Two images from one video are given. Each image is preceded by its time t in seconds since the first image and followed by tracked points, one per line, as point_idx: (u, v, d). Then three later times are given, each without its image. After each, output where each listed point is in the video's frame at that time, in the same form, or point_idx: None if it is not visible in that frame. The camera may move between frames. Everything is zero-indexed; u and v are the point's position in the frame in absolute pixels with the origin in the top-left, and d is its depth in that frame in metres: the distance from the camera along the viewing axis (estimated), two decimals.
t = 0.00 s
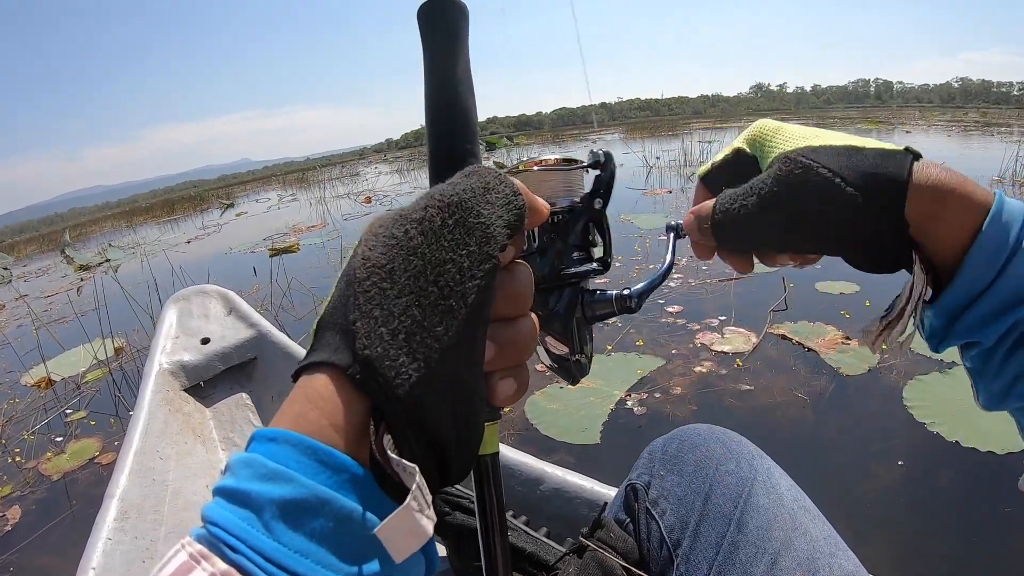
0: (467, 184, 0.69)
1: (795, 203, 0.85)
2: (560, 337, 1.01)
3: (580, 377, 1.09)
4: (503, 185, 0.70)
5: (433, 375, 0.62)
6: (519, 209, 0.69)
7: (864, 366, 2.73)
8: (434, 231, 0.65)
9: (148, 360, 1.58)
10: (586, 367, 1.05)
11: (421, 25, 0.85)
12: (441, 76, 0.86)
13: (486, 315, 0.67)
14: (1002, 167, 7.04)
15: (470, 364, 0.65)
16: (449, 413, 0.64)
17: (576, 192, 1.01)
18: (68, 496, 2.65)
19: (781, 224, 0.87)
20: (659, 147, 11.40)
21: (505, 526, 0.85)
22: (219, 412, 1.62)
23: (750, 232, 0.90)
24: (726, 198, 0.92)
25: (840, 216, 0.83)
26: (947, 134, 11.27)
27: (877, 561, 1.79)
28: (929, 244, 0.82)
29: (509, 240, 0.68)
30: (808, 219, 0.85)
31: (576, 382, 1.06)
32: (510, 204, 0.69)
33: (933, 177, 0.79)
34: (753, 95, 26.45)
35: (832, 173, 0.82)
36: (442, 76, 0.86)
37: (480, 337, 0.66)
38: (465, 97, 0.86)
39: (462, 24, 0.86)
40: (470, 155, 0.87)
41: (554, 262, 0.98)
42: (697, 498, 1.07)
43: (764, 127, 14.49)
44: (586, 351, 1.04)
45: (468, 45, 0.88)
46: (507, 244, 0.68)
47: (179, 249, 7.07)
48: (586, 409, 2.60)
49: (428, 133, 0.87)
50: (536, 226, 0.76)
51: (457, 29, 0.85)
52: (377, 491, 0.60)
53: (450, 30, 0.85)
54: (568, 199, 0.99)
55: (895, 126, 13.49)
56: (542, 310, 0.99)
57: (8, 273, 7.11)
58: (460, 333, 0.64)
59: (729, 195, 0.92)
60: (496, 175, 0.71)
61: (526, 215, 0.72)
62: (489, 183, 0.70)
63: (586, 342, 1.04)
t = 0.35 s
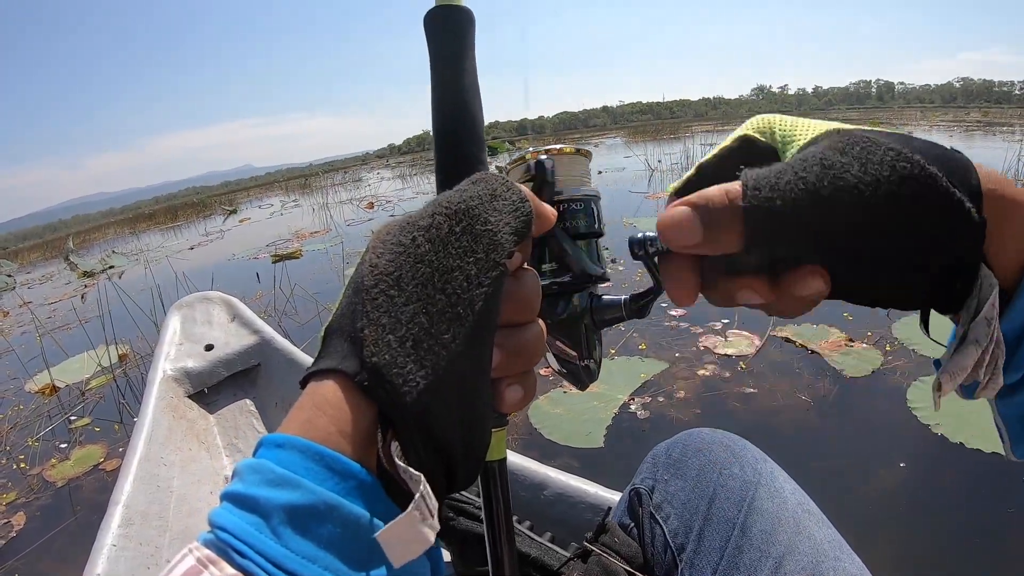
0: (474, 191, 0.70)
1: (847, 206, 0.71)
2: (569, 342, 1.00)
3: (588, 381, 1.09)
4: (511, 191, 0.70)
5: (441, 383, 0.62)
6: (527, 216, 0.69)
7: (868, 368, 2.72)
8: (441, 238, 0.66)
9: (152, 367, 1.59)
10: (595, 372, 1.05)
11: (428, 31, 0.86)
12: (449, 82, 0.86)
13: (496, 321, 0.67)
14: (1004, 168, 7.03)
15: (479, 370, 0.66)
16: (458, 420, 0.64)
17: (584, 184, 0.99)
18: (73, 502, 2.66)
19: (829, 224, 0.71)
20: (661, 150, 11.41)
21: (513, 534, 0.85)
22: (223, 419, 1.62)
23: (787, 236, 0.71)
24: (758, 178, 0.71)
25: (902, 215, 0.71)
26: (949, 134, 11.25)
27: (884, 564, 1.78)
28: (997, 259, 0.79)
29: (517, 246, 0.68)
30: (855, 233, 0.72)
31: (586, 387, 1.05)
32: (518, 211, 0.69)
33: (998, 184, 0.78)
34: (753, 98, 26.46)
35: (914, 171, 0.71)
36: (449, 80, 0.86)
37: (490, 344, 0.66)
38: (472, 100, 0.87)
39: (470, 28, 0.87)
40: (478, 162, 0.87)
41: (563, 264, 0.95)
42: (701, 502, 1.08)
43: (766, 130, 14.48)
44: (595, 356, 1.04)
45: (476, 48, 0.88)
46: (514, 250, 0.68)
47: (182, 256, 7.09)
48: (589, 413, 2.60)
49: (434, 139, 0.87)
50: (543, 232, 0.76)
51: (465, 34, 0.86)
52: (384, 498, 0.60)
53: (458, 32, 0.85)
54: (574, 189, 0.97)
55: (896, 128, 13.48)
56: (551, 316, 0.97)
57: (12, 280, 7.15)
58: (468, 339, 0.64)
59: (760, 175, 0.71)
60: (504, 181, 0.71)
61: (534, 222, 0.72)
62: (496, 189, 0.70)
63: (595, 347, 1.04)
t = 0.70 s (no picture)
0: (483, 193, 0.70)
1: (827, 349, 0.71)
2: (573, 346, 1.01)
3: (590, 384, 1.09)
4: (519, 192, 0.71)
5: (451, 384, 0.62)
6: (535, 216, 0.69)
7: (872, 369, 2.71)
8: (450, 239, 0.66)
9: (156, 369, 1.59)
10: (597, 375, 1.06)
11: (435, 32, 0.86)
12: (456, 82, 0.87)
13: (504, 323, 0.67)
14: (1008, 168, 7.01)
15: (488, 372, 0.66)
16: (468, 422, 0.64)
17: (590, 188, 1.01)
18: (77, 505, 2.66)
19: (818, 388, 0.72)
20: (663, 153, 11.41)
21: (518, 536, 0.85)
22: (227, 421, 1.62)
23: (797, 410, 0.73)
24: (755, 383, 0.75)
25: (886, 343, 0.71)
26: (953, 134, 11.22)
27: (889, 566, 1.77)
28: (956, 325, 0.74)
29: (525, 248, 0.69)
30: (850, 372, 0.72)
31: (588, 390, 1.06)
32: (526, 213, 0.69)
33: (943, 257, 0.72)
34: (756, 100, 26.44)
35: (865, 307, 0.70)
36: (455, 80, 0.87)
37: (498, 345, 0.67)
38: (479, 101, 0.87)
39: (477, 28, 0.87)
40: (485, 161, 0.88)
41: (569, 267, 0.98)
42: (705, 503, 1.08)
43: (768, 132, 14.47)
44: (597, 358, 1.05)
45: (481, 50, 0.88)
46: (522, 252, 0.68)
47: (186, 259, 7.11)
48: (592, 415, 2.59)
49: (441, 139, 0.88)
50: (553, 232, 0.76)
51: (473, 34, 0.87)
52: (394, 499, 0.60)
53: (463, 34, 0.86)
54: (582, 192, 0.98)
55: (900, 129, 13.45)
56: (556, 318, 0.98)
57: (16, 283, 7.17)
58: (478, 340, 0.64)
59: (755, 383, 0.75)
60: (512, 183, 0.72)
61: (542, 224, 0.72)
62: (505, 191, 0.70)
63: (598, 350, 1.05)
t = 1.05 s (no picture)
0: (490, 188, 0.70)
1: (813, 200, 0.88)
2: (580, 342, 1.00)
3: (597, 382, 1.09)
4: (525, 188, 0.69)
5: (453, 382, 0.62)
6: (541, 213, 0.68)
7: (872, 369, 2.72)
8: (455, 236, 0.66)
9: (158, 370, 1.60)
10: (605, 372, 1.05)
11: (442, 27, 0.86)
12: (462, 78, 0.87)
13: (510, 321, 0.66)
14: (1009, 168, 7.01)
15: (493, 370, 0.65)
16: (471, 421, 0.64)
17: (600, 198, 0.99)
18: (78, 505, 2.66)
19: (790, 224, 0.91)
20: (665, 153, 11.42)
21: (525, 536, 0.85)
22: (228, 422, 1.63)
23: (769, 229, 0.93)
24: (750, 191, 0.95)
25: (861, 207, 0.86)
26: (954, 135, 11.22)
27: (890, 565, 1.77)
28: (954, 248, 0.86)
29: (531, 244, 0.67)
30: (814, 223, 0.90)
31: (595, 387, 1.05)
32: (531, 208, 0.68)
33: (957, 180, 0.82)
34: (756, 100, 26.46)
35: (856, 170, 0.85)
36: (462, 76, 0.87)
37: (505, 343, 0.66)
38: (485, 98, 0.87)
39: (483, 22, 0.86)
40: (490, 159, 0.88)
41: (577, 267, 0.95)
42: (705, 502, 1.08)
43: (769, 132, 14.47)
44: (606, 355, 1.04)
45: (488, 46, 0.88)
46: (528, 248, 0.67)
47: (187, 260, 7.13)
48: (593, 415, 2.60)
49: (448, 136, 0.88)
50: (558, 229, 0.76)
51: (479, 29, 0.86)
52: (396, 499, 0.60)
53: (469, 29, 0.85)
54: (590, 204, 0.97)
55: (901, 129, 13.45)
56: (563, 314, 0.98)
57: (17, 284, 7.18)
58: (481, 338, 0.64)
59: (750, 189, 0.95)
60: (519, 178, 0.71)
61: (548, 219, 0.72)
62: (511, 186, 0.70)
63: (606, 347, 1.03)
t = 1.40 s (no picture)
0: (492, 185, 0.71)
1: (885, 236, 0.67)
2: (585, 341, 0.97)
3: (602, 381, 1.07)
4: (529, 185, 0.71)
5: (455, 378, 0.63)
6: (545, 210, 0.70)
7: (870, 368, 2.72)
8: (458, 232, 0.67)
9: (155, 370, 1.59)
10: (610, 371, 1.03)
11: (446, 19, 0.84)
12: (465, 72, 0.86)
13: (509, 318, 0.68)
14: (1007, 168, 7.01)
15: (494, 366, 0.67)
16: (472, 417, 0.65)
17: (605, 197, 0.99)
18: (78, 505, 2.66)
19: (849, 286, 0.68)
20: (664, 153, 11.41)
21: (523, 534, 0.86)
22: (226, 421, 1.63)
23: (836, 287, 0.68)
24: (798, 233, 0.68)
25: (943, 236, 0.67)
26: (954, 134, 11.23)
27: (889, 565, 1.77)
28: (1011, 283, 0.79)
29: (533, 240, 0.69)
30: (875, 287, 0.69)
31: (600, 385, 1.03)
32: (534, 207, 0.70)
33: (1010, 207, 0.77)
34: (756, 100, 26.47)
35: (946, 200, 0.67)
36: (466, 72, 0.86)
37: (503, 340, 0.67)
38: (490, 94, 0.87)
39: (489, 17, 0.86)
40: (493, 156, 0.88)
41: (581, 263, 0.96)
42: (701, 502, 1.09)
43: (768, 132, 14.46)
44: (610, 353, 1.01)
45: (493, 40, 0.87)
46: (530, 245, 0.69)
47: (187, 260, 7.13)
48: (591, 414, 2.60)
49: (451, 133, 0.88)
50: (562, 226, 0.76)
51: (485, 22, 0.85)
52: (397, 497, 0.61)
53: (474, 23, 0.84)
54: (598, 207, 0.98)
55: (901, 128, 13.44)
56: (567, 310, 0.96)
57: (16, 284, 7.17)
58: (482, 335, 0.65)
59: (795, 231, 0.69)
60: (522, 175, 0.72)
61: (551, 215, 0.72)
62: (514, 183, 0.71)
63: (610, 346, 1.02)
